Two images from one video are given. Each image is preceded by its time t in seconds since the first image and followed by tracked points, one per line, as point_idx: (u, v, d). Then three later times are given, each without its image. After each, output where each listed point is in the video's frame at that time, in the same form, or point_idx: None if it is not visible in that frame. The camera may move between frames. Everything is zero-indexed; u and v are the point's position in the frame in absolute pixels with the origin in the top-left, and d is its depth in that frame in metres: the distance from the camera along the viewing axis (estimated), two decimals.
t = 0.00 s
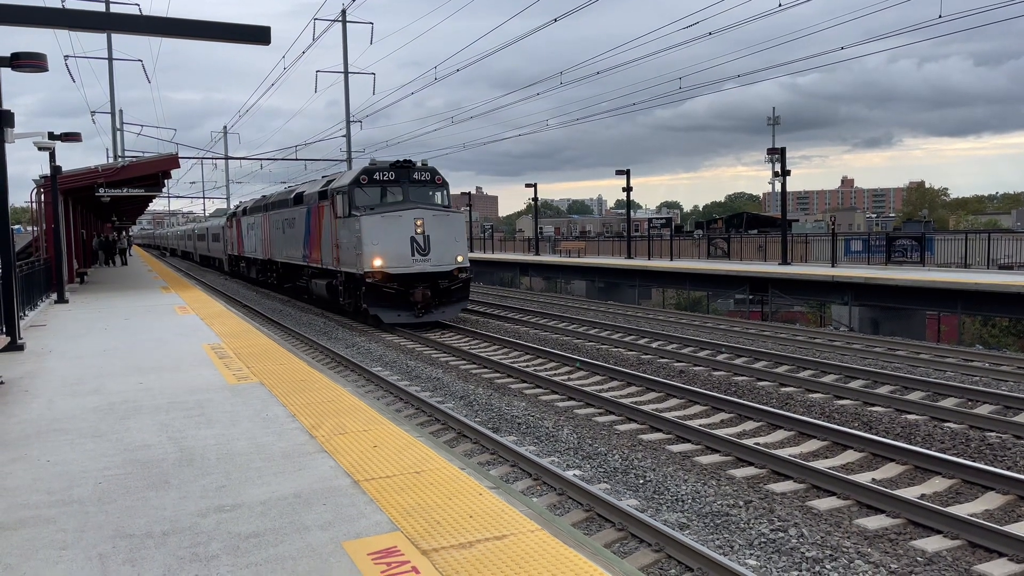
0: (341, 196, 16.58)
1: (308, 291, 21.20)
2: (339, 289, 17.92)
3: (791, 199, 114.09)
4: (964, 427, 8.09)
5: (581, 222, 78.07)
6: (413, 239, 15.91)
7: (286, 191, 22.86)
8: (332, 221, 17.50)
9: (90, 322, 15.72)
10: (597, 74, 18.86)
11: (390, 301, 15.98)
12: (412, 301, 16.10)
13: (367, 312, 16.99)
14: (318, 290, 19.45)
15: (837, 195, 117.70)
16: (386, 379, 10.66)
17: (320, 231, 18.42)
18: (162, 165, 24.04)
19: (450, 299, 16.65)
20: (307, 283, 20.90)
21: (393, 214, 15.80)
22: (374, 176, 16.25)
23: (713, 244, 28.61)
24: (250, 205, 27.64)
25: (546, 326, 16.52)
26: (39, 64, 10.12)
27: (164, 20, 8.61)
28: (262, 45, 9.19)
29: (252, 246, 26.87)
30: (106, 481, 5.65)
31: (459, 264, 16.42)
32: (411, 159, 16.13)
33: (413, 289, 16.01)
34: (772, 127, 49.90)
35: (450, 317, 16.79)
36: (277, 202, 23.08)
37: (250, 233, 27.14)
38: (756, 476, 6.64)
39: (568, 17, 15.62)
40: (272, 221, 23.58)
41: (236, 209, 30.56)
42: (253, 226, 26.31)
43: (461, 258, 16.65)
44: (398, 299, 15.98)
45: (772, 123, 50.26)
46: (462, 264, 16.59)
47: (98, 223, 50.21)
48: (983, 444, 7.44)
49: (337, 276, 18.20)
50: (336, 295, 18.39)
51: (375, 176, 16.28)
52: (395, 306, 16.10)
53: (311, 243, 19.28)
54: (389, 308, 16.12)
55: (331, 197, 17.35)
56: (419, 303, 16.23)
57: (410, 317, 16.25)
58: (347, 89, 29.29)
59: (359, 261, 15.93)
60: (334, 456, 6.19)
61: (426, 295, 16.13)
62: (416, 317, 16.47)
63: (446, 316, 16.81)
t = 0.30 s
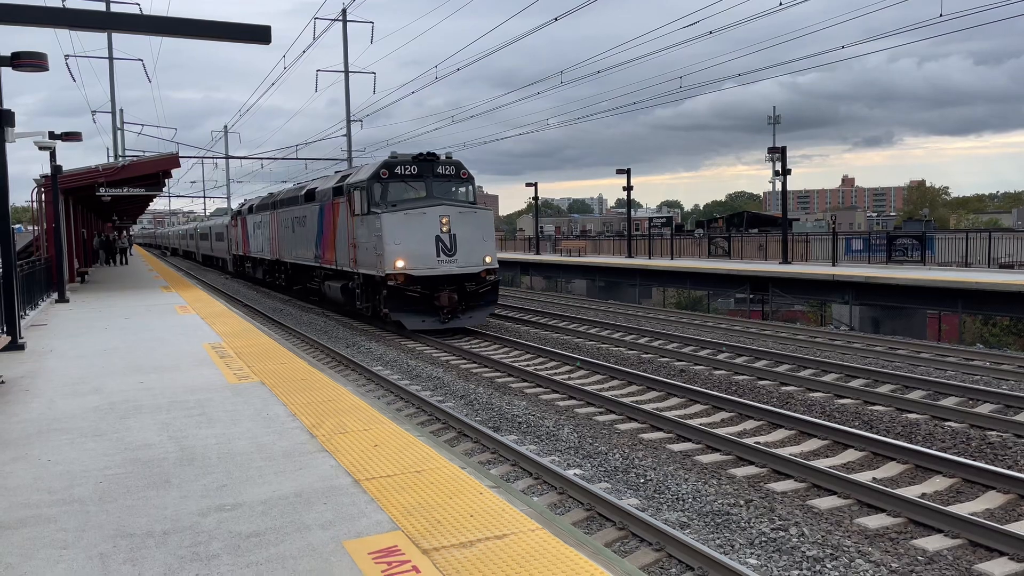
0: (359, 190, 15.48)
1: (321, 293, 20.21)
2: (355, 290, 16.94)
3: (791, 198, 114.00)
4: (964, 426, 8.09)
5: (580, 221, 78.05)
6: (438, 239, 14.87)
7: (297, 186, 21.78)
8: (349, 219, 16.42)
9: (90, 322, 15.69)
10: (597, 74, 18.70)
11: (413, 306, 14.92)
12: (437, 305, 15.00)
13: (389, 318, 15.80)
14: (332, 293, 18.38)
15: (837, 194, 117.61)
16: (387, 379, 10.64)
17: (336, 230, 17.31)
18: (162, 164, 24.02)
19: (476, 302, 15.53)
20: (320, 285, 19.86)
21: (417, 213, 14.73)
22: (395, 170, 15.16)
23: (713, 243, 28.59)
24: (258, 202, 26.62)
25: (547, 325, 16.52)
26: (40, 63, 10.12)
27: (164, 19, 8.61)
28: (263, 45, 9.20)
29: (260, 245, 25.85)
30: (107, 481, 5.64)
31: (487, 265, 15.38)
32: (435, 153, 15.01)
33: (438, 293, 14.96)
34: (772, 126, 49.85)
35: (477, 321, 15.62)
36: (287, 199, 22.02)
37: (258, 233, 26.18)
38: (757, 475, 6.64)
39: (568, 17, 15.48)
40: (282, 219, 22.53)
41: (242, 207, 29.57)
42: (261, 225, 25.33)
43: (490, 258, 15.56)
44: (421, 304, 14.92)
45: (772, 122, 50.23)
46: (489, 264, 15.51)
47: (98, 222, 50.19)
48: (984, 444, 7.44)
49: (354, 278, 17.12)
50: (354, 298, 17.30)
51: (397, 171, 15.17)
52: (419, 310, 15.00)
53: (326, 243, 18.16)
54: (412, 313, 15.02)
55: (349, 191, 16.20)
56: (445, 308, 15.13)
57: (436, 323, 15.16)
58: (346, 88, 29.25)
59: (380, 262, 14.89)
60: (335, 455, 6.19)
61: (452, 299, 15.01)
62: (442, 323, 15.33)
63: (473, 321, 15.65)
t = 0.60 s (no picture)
0: (380, 186, 14.28)
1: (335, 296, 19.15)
2: (376, 294, 15.67)
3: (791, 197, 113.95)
4: (965, 425, 8.09)
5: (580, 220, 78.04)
6: (468, 238, 13.56)
7: (309, 183, 20.68)
8: (367, 217, 15.17)
9: (90, 322, 15.69)
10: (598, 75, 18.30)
11: (441, 312, 13.66)
12: (468, 312, 13.72)
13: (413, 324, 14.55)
14: (349, 296, 17.18)
15: (837, 193, 117.58)
16: (387, 379, 10.64)
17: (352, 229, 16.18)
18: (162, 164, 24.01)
19: (509, 308, 14.23)
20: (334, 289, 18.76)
21: (445, 209, 13.48)
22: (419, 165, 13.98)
23: (714, 243, 28.58)
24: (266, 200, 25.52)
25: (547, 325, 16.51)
26: (40, 63, 10.13)
27: (165, 19, 8.61)
28: (264, 45, 9.21)
29: (268, 246, 24.75)
30: (108, 481, 5.65)
31: (520, 268, 14.02)
32: (463, 143, 13.91)
33: (468, 298, 13.64)
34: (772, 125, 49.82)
35: (510, 328, 14.31)
36: (298, 197, 20.91)
37: (265, 232, 25.10)
38: (758, 475, 6.63)
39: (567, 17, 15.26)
40: (293, 218, 21.43)
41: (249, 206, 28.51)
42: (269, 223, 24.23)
43: (523, 261, 14.20)
44: (451, 309, 13.67)
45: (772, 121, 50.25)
46: (523, 267, 14.16)
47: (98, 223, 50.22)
48: (984, 443, 7.44)
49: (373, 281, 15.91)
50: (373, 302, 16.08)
51: (421, 164, 14.04)
52: (448, 317, 13.75)
53: (341, 243, 17.02)
54: (441, 320, 13.77)
55: (368, 187, 15.02)
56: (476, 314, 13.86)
57: (466, 331, 13.90)
58: (346, 88, 29.23)
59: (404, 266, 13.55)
60: (335, 455, 6.19)
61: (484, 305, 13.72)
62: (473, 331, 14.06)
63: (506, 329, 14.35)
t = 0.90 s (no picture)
0: (405, 181, 13.12)
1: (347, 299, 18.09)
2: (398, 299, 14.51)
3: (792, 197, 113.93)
4: (965, 426, 8.09)
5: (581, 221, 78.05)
6: (504, 239, 12.38)
7: (320, 179, 19.57)
8: (389, 216, 13.97)
9: (91, 322, 15.68)
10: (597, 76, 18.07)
11: (473, 320, 12.46)
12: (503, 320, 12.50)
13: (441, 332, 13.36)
14: (369, 301, 16.09)
15: (838, 194, 117.55)
16: (388, 379, 10.65)
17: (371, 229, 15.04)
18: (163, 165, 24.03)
19: (547, 316, 12.97)
20: (349, 293, 17.65)
21: (479, 207, 12.34)
22: (449, 157, 12.87)
23: (714, 243, 28.60)
24: (274, 198, 24.44)
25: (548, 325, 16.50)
26: (41, 64, 10.14)
27: (165, 20, 8.61)
28: (264, 45, 9.21)
29: (277, 247, 23.66)
30: (109, 481, 5.65)
31: (560, 271, 12.82)
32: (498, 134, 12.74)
33: (504, 305, 12.43)
34: (773, 125, 49.80)
35: (549, 339, 13.00)
36: (309, 194, 19.79)
37: (273, 232, 24.00)
38: (759, 476, 6.63)
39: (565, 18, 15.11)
40: (304, 217, 20.34)
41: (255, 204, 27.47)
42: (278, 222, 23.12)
43: (564, 263, 12.98)
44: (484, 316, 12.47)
45: (773, 122, 50.27)
46: (564, 270, 12.94)
47: (99, 223, 50.25)
48: (985, 443, 7.44)
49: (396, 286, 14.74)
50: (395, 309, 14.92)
51: (451, 158, 12.86)
52: (481, 325, 12.53)
53: (357, 244, 15.91)
54: (473, 329, 12.55)
55: (391, 183, 13.81)
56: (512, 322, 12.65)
57: (502, 341, 12.64)
58: (346, 88, 29.21)
59: (433, 268, 12.39)
60: (336, 455, 6.20)
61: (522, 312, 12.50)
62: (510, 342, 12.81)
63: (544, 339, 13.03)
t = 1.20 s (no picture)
0: (436, 175, 11.97)
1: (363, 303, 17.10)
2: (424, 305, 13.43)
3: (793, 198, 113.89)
4: (966, 427, 8.08)
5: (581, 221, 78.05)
6: (549, 239, 11.18)
7: (337, 177, 18.54)
8: (418, 214, 12.84)
9: (92, 323, 15.67)
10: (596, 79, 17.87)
11: (514, 330, 11.18)
12: (547, 331, 11.21)
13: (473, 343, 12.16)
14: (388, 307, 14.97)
15: (839, 194, 117.51)
16: (388, 379, 10.65)
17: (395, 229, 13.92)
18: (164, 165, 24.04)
19: (595, 325, 11.67)
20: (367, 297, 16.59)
21: (520, 204, 11.15)
22: (486, 149, 11.70)
23: (714, 244, 28.61)
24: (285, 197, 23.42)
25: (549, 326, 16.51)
26: (42, 64, 10.15)
27: (166, 21, 8.61)
28: (264, 45, 9.21)
29: (288, 248, 22.59)
30: (110, 481, 5.66)
31: (608, 276, 11.60)
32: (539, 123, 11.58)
33: (549, 314, 11.15)
34: (774, 126, 49.79)
35: (597, 351, 11.67)
36: (325, 192, 18.74)
37: (284, 232, 23.05)
38: (760, 477, 6.62)
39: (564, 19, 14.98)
40: (319, 217, 19.27)
41: (263, 202, 26.41)
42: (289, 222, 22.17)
43: (613, 267, 11.76)
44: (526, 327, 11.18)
45: (774, 122, 50.25)
46: (613, 275, 11.71)
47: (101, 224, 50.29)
48: (985, 444, 7.44)
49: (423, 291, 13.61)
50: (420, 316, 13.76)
51: (487, 150, 11.69)
52: (523, 337, 11.23)
53: (379, 244, 14.80)
54: (514, 342, 11.24)
55: (420, 178, 12.66)
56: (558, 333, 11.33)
57: (545, 355, 11.33)
58: (346, 88, 29.20)
59: (469, 273, 11.24)
60: (337, 456, 6.20)
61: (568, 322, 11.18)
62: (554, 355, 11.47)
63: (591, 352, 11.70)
